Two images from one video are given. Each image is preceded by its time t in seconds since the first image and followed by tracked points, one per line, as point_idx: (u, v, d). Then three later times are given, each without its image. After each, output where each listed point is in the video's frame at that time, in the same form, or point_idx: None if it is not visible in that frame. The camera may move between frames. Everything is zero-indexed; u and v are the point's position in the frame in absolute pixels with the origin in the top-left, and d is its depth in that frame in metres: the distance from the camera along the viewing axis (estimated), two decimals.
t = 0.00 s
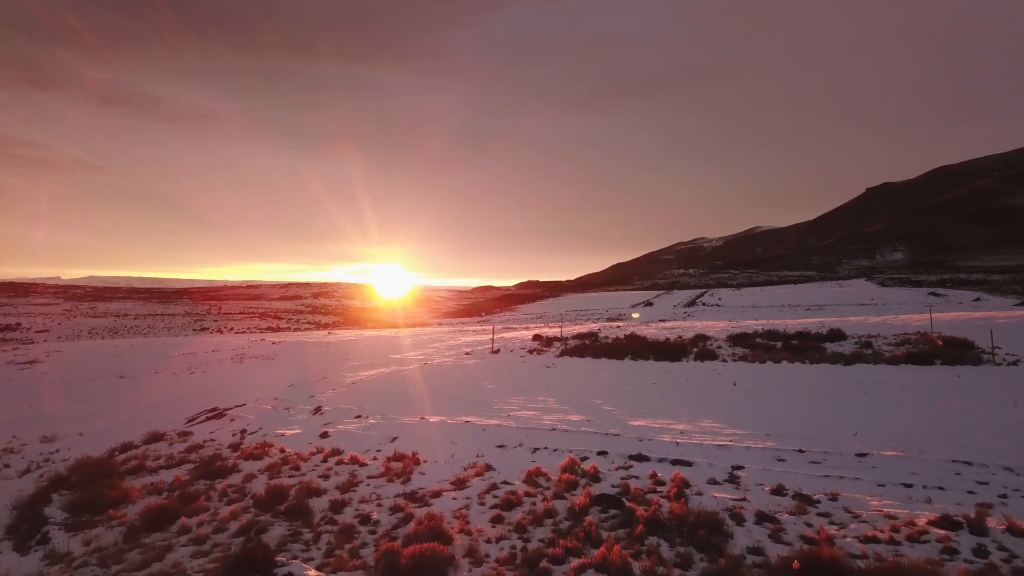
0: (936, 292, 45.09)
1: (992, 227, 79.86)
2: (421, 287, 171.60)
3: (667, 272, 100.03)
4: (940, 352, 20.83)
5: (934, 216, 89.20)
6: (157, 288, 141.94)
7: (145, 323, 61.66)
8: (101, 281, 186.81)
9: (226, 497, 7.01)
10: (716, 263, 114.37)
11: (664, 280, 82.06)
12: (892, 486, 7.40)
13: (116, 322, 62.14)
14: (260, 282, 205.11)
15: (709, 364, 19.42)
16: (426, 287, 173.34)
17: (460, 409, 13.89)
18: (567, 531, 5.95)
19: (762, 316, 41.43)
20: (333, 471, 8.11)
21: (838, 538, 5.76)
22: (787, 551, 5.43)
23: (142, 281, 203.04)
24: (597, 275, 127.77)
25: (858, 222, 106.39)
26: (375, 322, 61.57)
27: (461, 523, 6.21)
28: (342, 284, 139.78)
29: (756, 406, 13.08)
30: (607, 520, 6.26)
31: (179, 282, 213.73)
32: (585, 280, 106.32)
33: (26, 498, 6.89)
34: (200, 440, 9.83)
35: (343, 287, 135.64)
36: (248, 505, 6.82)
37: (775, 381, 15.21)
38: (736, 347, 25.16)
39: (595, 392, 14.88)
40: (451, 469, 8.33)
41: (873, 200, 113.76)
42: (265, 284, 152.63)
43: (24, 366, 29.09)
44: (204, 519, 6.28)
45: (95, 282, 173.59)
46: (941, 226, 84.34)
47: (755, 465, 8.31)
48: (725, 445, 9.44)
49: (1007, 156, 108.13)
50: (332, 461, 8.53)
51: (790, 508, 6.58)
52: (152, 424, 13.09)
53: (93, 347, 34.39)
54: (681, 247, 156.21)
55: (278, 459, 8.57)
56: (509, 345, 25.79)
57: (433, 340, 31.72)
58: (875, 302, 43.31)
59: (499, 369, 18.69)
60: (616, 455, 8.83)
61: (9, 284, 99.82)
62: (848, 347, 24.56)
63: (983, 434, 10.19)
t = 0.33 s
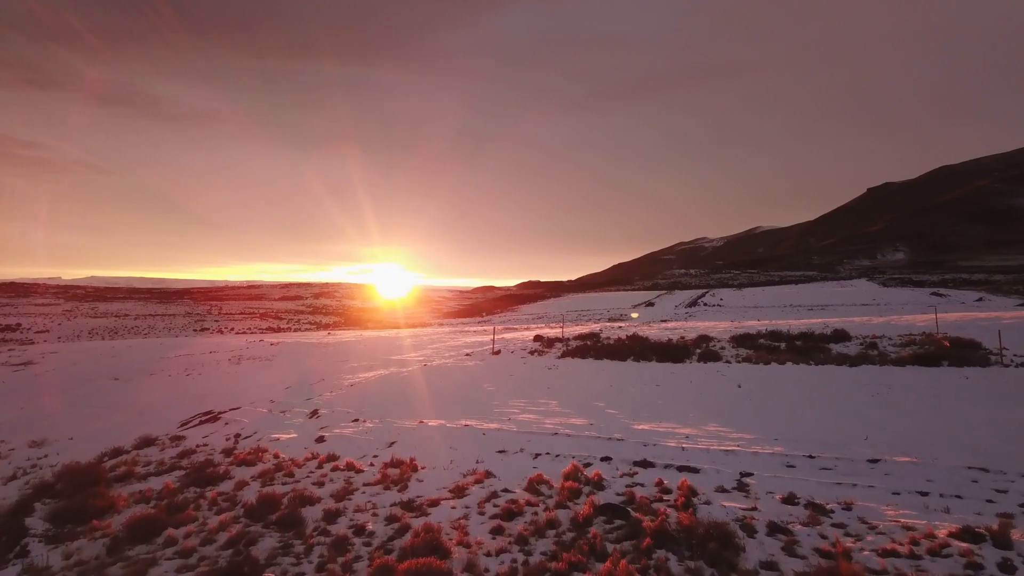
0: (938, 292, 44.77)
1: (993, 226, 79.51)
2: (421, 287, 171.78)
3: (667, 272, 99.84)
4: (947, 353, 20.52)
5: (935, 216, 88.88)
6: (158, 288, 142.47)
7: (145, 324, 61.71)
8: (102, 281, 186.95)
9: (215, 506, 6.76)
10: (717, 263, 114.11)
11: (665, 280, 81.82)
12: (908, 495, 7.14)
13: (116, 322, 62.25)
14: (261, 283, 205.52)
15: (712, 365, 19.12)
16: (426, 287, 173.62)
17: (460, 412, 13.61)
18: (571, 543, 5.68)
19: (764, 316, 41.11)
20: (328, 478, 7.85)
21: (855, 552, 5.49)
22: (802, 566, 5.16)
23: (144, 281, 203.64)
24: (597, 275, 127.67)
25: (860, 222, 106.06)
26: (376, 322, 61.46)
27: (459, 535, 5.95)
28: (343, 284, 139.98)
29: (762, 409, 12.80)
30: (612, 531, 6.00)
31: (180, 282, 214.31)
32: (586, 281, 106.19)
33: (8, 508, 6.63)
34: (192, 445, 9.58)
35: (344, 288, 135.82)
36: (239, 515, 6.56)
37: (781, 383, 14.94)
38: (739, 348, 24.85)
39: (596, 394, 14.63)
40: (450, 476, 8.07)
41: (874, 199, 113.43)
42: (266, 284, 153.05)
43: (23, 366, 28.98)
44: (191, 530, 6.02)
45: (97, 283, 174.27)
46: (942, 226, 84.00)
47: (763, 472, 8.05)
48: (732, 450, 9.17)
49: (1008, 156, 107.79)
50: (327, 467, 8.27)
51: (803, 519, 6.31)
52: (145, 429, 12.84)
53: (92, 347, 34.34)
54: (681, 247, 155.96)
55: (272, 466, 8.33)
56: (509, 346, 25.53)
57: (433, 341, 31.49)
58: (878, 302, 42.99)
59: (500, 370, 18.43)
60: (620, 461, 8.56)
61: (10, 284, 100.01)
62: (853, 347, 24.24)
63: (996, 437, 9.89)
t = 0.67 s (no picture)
0: (943, 292, 44.32)
1: (996, 226, 79.00)
2: (421, 287, 172.27)
3: (668, 273, 99.58)
4: (956, 355, 20.11)
5: (937, 216, 88.40)
6: (160, 288, 143.49)
7: (144, 324, 61.80)
8: (104, 281, 187.31)
9: (201, 518, 6.45)
10: (718, 263, 113.72)
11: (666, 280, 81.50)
12: (927, 506, 6.80)
13: (116, 322, 62.37)
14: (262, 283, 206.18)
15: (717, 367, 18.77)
16: (426, 287, 174.23)
17: (459, 415, 13.27)
18: (575, 560, 5.36)
19: (767, 317, 40.73)
20: (321, 486, 7.55)
21: (877, 570, 5.16)
22: None
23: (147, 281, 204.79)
24: (598, 275, 127.53)
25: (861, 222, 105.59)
26: (376, 322, 61.23)
27: (456, 550, 5.63)
28: (343, 284, 140.35)
29: (769, 412, 12.46)
30: (618, 546, 5.67)
31: (182, 283, 215.41)
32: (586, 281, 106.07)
33: None
34: (182, 451, 9.27)
35: (345, 287, 136.19)
36: (225, 527, 6.25)
37: (787, 385, 14.59)
38: (743, 349, 24.48)
39: (599, 397, 14.30)
40: (448, 485, 7.75)
41: (876, 199, 112.90)
42: (267, 284, 153.79)
43: (21, 367, 28.90)
44: (174, 544, 5.71)
45: (99, 283, 175.17)
46: (945, 226, 83.49)
47: (774, 481, 7.72)
48: (740, 457, 8.84)
49: (1011, 156, 107.13)
50: (320, 475, 7.95)
51: (819, 532, 5.98)
52: (136, 433, 12.53)
53: (90, 348, 34.21)
54: (683, 248, 155.58)
55: (264, 473, 8.03)
56: (510, 347, 25.20)
57: (433, 342, 31.24)
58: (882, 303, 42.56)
59: (501, 372, 18.09)
60: (624, 469, 8.24)
61: (11, 284, 100.06)
62: (859, 349, 23.84)
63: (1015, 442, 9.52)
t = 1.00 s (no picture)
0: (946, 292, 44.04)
1: (998, 226, 78.64)
2: (422, 287, 172.53)
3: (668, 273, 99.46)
4: (963, 357, 19.80)
5: (939, 216, 88.07)
6: (161, 287, 144.05)
7: (145, 324, 61.92)
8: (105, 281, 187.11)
9: (187, 529, 6.17)
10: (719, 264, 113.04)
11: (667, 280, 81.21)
12: (946, 517, 6.50)
13: (117, 322, 62.54)
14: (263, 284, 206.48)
15: (720, 368, 18.46)
16: (427, 287, 174.45)
17: (458, 418, 12.99)
18: None
19: (769, 317, 40.45)
20: (313, 495, 7.26)
21: None
22: None
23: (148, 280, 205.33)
24: (598, 275, 127.42)
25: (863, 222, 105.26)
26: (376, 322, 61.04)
27: (453, 565, 5.34)
28: (344, 284, 140.58)
29: (776, 415, 12.14)
30: (624, 561, 5.38)
31: (184, 282, 215.99)
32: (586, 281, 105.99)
33: None
34: (172, 457, 9.00)
35: (345, 287, 136.32)
36: (211, 540, 5.96)
37: (793, 388, 14.29)
38: (747, 350, 24.17)
39: (601, 399, 14.00)
40: (446, 493, 7.46)
41: (878, 200, 112.57)
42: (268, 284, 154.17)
43: (19, 367, 28.81)
44: (156, 559, 5.42)
45: (100, 283, 175.55)
46: (947, 225, 83.16)
47: (785, 489, 7.42)
48: (749, 463, 8.55)
49: (1013, 156, 106.74)
50: (314, 483, 7.67)
51: (835, 546, 5.69)
52: (128, 439, 12.26)
53: (90, 348, 34.15)
54: (684, 248, 155.34)
55: (255, 480, 7.77)
56: (511, 348, 24.90)
57: (434, 342, 31.04)
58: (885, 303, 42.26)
59: (501, 374, 17.77)
60: (629, 477, 7.94)
61: (12, 284, 99.98)
62: (864, 350, 23.54)
63: None
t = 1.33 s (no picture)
0: (949, 292, 43.76)
1: (999, 225, 78.28)
2: (423, 287, 172.84)
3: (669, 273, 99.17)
4: (972, 359, 19.46)
5: (941, 216, 87.73)
6: (162, 287, 144.47)
7: (145, 324, 61.79)
8: (106, 282, 187.19)
9: (171, 542, 5.88)
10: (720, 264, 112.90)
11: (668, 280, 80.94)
12: (968, 529, 6.18)
13: (117, 322, 62.45)
14: (263, 284, 206.71)
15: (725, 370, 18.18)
16: (427, 287, 174.71)
17: (458, 421, 12.68)
18: None
19: (772, 317, 40.16)
20: (305, 504, 6.97)
21: None
22: None
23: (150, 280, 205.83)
24: (599, 275, 127.26)
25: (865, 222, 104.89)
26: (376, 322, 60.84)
27: None
28: (345, 284, 140.72)
29: (784, 419, 11.82)
30: None
31: (184, 283, 216.03)
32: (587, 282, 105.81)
33: None
34: (161, 463, 8.72)
35: (346, 288, 136.47)
36: (196, 552, 5.67)
37: (801, 390, 13.98)
38: (751, 351, 23.84)
39: (604, 402, 13.70)
40: (444, 502, 7.16)
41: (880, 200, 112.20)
42: (269, 284, 154.44)
43: (17, 368, 28.64)
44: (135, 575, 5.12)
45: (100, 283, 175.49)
46: (948, 225, 82.84)
47: (798, 499, 7.11)
48: (758, 470, 8.23)
49: (1014, 156, 106.41)
50: (306, 491, 7.38)
51: (853, 560, 5.39)
52: (119, 444, 11.96)
53: (89, 349, 34.00)
54: (685, 248, 155.14)
55: (246, 488, 7.48)
56: (511, 349, 24.60)
57: (434, 343, 30.84)
58: (889, 303, 41.92)
59: (501, 375, 17.45)
60: (634, 484, 7.65)
61: (13, 284, 99.89)
62: (870, 351, 23.21)
63: None
